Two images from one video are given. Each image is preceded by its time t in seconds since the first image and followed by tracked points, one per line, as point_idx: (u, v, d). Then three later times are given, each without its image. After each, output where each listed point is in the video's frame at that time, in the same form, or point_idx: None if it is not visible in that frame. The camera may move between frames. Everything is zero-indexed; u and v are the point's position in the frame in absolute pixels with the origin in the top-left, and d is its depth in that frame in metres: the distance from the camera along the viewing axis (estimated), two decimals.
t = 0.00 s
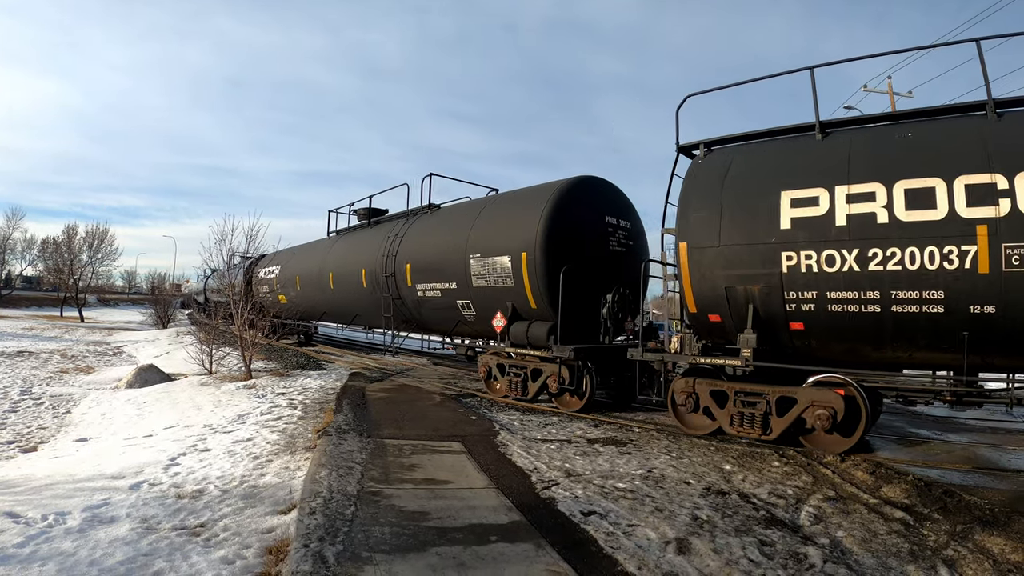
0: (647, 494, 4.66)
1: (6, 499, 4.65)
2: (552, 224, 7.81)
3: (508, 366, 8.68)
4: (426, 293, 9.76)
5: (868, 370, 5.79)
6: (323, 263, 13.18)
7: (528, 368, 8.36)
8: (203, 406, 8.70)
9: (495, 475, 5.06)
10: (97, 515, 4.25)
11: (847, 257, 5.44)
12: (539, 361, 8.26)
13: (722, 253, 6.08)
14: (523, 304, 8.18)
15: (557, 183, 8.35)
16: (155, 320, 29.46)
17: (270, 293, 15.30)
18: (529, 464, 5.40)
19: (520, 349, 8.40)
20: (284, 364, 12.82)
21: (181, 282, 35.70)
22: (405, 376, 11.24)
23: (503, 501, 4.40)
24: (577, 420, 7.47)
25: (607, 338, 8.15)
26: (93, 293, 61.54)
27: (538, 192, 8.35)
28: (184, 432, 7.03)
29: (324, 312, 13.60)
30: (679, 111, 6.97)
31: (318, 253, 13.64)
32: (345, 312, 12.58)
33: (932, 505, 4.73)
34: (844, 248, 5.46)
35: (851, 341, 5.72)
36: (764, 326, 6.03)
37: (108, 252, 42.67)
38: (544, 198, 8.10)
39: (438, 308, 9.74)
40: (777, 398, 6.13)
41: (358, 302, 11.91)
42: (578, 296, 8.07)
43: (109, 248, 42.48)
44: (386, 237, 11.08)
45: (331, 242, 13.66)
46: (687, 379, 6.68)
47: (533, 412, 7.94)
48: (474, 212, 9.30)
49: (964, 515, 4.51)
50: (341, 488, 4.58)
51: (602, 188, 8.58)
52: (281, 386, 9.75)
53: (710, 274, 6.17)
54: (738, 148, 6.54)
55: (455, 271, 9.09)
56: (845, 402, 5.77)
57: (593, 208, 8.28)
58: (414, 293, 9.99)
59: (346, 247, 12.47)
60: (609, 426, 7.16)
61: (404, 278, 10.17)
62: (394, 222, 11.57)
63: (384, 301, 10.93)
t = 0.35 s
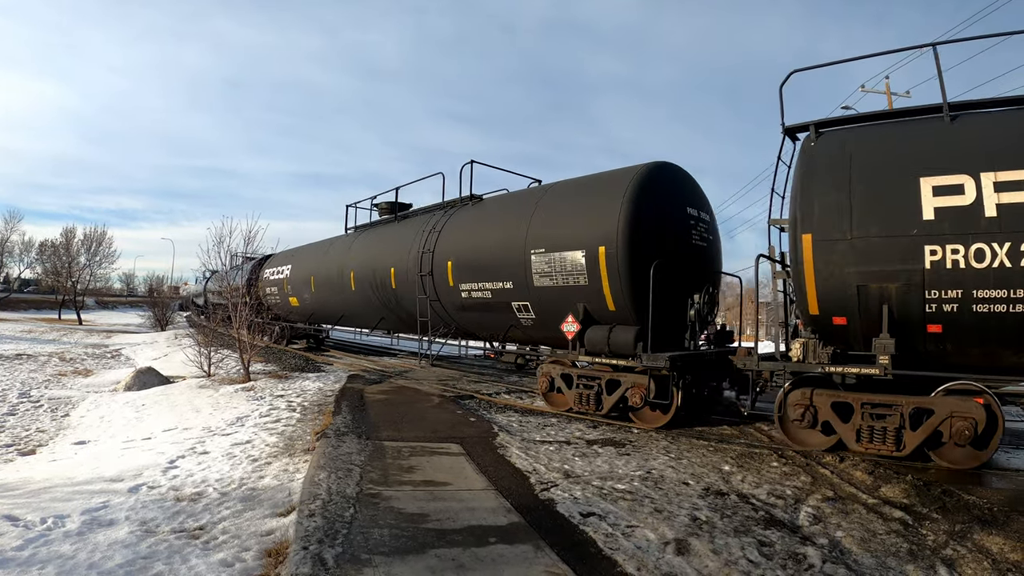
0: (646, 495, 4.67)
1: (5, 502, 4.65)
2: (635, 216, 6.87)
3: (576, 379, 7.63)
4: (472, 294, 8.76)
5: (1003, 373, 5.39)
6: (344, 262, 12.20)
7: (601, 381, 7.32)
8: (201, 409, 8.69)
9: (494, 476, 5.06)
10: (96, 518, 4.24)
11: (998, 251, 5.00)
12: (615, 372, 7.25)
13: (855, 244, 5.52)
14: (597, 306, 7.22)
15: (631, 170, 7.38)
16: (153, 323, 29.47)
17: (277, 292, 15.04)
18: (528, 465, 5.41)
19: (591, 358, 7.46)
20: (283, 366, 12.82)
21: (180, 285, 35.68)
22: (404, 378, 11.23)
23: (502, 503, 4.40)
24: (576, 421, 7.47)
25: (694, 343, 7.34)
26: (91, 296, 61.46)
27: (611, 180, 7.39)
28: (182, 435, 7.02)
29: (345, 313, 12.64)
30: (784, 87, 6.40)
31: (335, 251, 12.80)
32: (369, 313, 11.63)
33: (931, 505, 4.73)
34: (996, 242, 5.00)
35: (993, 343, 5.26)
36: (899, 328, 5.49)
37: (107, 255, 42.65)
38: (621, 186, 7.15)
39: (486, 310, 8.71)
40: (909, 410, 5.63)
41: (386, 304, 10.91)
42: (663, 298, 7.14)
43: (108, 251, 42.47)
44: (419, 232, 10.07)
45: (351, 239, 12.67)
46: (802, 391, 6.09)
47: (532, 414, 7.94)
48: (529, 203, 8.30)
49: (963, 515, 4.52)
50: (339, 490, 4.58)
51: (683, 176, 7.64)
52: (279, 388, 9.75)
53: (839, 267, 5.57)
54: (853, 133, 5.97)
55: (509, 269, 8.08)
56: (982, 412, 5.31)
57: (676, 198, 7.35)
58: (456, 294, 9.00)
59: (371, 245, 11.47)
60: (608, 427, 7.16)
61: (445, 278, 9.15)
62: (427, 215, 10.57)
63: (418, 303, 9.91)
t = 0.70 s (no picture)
0: (649, 496, 4.67)
1: (9, 500, 4.67)
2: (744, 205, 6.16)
3: (669, 390, 6.81)
4: (537, 292, 7.94)
5: None
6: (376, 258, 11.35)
7: (702, 393, 6.53)
8: (204, 407, 8.72)
9: (497, 476, 5.06)
10: (100, 515, 4.27)
11: None
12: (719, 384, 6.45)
13: (1012, 240, 4.89)
14: (698, 306, 6.48)
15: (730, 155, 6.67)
16: (157, 321, 29.56)
17: (295, 289, 14.56)
18: (530, 465, 5.42)
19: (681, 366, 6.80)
20: (286, 365, 12.86)
21: (183, 284, 35.75)
22: (406, 377, 11.25)
23: (504, 502, 4.41)
24: (578, 421, 7.49)
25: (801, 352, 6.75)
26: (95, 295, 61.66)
27: (709, 166, 6.67)
28: (186, 433, 7.05)
29: (377, 313, 11.81)
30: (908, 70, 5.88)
31: (364, 247, 12.05)
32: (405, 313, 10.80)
33: (934, 507, 4.72)
34: None
35: None
36: None
37: (110, 253, 42.79)
38: (724, 172, 6.43)
39: (553, 310, 7.89)
40: None
41: (427, 303, 10.06)
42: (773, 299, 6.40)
43: (111, 249, 42.62)
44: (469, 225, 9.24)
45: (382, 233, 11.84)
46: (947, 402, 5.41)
47: (534, 414, 7.96)
48: (606, 192, 7.53)
49: (966, 517, 4.51)
50: (342, 489, 4.60)
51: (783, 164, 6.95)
52: (282, 388, 9.78)
53: (994, 265, 4.95)
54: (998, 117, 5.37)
55: (588, 265, 7.28)
56: None
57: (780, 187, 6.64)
58: (520, 294, 8.20)
59: (408, 239, 10.60)
60: (610, 427, 7.18)
61: (504, 274, 8.32)
62: (474, 206, 9.77)
63: (469, 302, 9.06)
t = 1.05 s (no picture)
0: (647, 496, 4.67)
1: (7, 501, 4.66)
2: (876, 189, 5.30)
3: (783, 404, 5.82)
4: (616, 292, 6.95)
5: None
6: (408, 255, 10.26)
7: (823, 406, 5.58)
8: (204, 408, 8.72)
9: (496, 477, 5.07)
10: (98, 516, 4.26)
11: None
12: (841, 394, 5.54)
13: None
14: (822, 307, 5.52)
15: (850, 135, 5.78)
16: (156, 322, 29.54)
17: (311, 290, 13.68)
18: (529, 466, 5.42)
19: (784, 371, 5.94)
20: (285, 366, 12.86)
21: (182, 285, 35.72)
22: (405, 378, 11.26)
23: (503, 503, 4.42)
24: (577, 421, 7.50)
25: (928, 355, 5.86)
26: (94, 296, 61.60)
27: (825, 146, 5.77)
28: (184, 434, 7.05)
29: (407, 316, 10.72)
30: None
31: (391, 241, 10.99)
32: (442, 316, 9.76)
33: (933, 507, 4.73)
34: None
35: None
36: None
37: (110, 254, 42.78)
38: (850, 151, 5.54)
39: (635, 312, 6.89)
40: None
41: (471, 304, 9.04)
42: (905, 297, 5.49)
43: (111, 250, 42.60)
44: (526, 216, 8.23)
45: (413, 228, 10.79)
46: None
47: (533, 414, 7.96)
48: (700, 176, 6.51)
49: (965, 517, 4.52)
50: (341, 490, 4.59)
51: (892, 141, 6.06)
52: (281, 388, 9.77)
53: None
54: None
55: (683, 261, 6.26)
56: None
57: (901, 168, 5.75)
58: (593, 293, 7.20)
59: (446, 233, 9.57)
60: (609, 428, 7.18)
61: (573, 271, 7.35)
62: (523, 196, 8.80)
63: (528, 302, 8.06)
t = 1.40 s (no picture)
0: (647, 497, 4.67)
1: (7, 501, 4.66)
2: None
3: (918, 416, 5.06)
4: (720, 291, 6.04)
5: None
6: (448, 251, 9.20)
7: (964, 418, 4.85)
8: (203, 409, 8.72)
9: (496, 477, 5.06)
10: (98, 517, 4.26)
11: None
12: (980, 403, 4.83)
13: None
14: (975, 307, 4.78)
15: (945, 122, 5.30)
16: (156, 322, 29.55)
17: (329, 290, 12.81)
18: (529, 466, 5.41)
19: (914, 382, 5.28)
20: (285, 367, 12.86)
21: (183, 285, 35.74)
22: (405, 378, 11.27)
23: (503, 503, 4.41)
24: (577, 422, 7.50)
25: None
26: (94, 296, 61.60)
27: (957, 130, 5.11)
28: (184, 435, 7.05)
29: (444, 318, 9.69)
30: None
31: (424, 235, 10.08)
32: (488, 320, 8.69)
33: (933, 507, 4.74)
34: None
35: None
36: None
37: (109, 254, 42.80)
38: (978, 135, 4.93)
39: (741, 315, 6.00)
40: None
41: (528, 306, 7.98)
42: None
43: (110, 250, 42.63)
44: (598, 205, 7.24)
45: (449, 220, 9.75)
46: None
47: (533, 415, 7.96)
48: (783, 168, 5.89)
49: (965, 517, 4.52)
50: (341, 490, 4.59)
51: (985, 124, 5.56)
52: (281, 389, 9.77)
53: None
54: None
55: (809, 256, 5.44)
56: None
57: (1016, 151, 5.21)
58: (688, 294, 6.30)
59: (493, 224, 8.47)
60: (609, 428, 7.19)
61: (666, 268, 6.39)
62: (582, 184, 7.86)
63: (604, 303, 7.06)
